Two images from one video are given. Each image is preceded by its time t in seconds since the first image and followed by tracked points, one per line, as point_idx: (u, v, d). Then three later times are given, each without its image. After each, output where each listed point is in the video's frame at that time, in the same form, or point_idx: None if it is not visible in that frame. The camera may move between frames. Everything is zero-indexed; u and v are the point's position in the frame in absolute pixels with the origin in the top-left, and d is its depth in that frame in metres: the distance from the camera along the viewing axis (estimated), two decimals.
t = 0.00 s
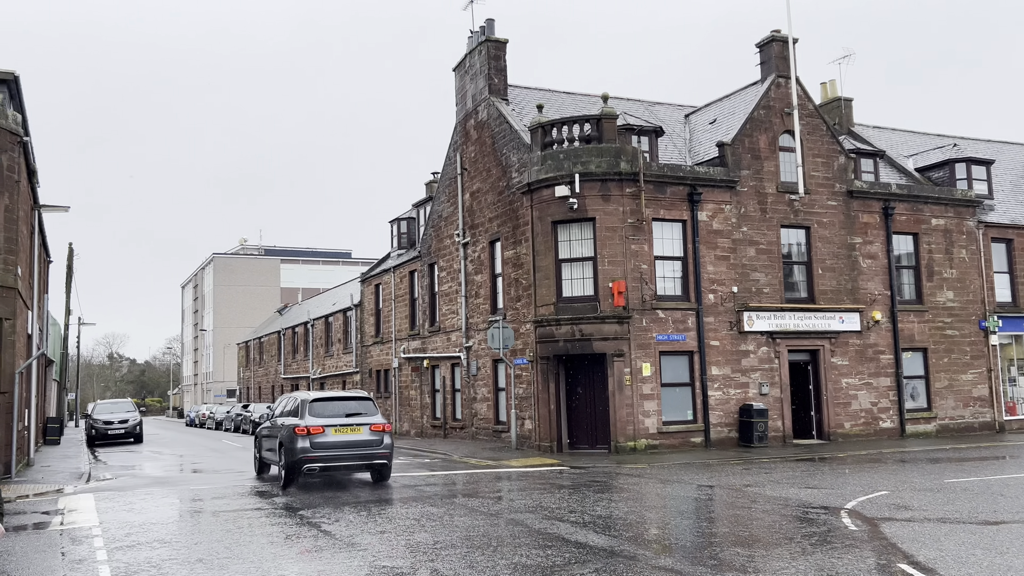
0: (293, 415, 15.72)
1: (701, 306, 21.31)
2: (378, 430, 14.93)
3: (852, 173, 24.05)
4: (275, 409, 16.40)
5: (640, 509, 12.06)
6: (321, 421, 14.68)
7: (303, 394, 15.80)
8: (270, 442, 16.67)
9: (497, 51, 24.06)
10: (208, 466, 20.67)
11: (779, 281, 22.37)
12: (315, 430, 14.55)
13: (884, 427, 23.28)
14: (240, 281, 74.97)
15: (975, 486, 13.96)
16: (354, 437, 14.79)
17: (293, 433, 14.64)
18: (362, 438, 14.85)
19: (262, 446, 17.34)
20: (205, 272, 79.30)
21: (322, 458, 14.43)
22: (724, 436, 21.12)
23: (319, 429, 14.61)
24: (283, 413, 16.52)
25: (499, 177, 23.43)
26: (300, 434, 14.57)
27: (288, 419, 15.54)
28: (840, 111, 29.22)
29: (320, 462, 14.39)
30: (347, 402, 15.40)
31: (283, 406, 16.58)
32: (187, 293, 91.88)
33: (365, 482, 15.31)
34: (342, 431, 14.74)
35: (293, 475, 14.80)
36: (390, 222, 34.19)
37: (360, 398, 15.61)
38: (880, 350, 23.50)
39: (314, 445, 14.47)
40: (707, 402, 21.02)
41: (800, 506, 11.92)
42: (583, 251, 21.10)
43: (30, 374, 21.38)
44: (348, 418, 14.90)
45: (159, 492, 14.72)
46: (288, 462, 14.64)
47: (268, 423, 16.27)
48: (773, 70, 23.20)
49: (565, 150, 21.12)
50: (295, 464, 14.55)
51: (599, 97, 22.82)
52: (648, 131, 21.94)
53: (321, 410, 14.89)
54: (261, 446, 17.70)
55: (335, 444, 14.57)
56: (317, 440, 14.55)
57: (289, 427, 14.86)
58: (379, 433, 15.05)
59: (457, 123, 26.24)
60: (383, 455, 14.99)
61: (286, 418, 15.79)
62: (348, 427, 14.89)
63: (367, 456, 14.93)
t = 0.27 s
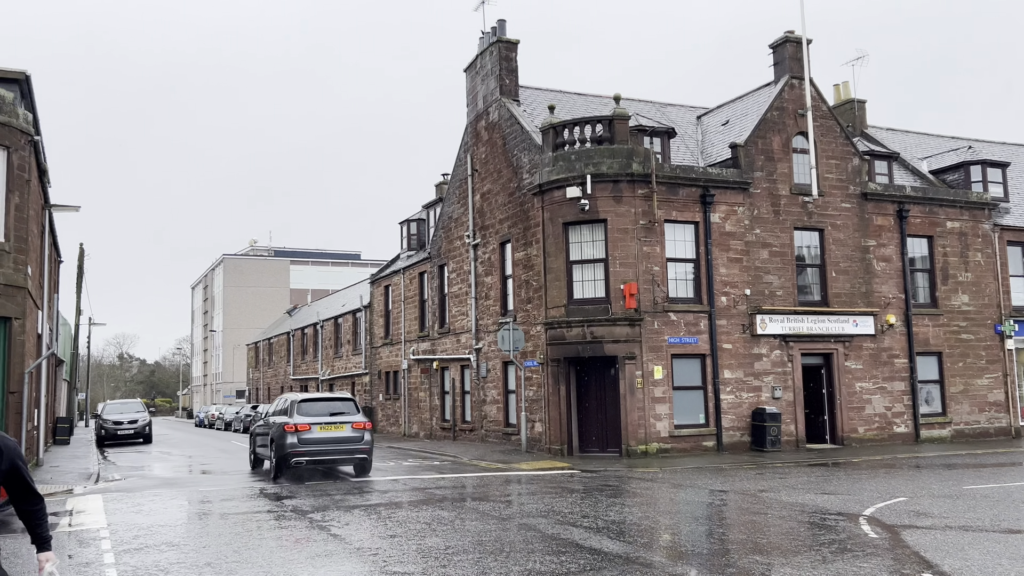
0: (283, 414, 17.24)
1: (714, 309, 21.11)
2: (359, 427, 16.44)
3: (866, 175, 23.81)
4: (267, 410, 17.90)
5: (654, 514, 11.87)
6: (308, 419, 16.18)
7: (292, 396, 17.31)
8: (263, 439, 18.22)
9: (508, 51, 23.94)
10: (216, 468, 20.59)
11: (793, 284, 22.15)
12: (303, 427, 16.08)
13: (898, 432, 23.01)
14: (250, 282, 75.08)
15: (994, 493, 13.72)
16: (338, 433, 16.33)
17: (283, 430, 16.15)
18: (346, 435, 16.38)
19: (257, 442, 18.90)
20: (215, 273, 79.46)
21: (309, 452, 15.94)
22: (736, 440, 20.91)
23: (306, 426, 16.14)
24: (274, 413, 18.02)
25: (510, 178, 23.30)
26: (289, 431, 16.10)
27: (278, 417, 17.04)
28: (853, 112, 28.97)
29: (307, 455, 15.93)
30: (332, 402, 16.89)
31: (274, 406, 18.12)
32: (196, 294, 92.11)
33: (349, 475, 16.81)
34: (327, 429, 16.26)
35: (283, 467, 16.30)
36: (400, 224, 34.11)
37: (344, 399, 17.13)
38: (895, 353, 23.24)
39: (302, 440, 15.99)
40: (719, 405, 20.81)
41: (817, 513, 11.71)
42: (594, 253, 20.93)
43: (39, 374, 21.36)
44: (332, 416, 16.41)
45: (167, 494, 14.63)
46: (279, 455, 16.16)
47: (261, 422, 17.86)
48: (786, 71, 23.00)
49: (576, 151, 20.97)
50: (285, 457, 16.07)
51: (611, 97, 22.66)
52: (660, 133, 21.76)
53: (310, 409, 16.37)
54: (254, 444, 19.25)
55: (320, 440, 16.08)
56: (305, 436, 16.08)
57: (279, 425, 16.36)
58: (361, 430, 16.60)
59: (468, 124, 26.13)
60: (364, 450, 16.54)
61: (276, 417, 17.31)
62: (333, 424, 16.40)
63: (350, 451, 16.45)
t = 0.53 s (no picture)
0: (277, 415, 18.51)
1: (728, 312, 20.86)
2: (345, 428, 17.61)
3: (883, 177, 23.51)
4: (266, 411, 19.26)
5: (669, 522, 11.66)
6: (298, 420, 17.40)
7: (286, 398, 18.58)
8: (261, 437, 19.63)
9: (521, 52, 23.77)
10: (226, 470, 20.48)
11: (808, 287, 21.87)
12: (293, 427, 17.32)
13: (915, 438, 22.69)
14: (260, 284, 75.16)
15: (1017, 502, 13.43)
16: (325, 434, 17.50)
17: (275, 429, 17.40)
18: (333, 435, 17.57)
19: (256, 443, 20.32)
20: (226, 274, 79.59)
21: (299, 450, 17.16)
22: (750, 445, 20.65)
23: (296, 426, 17.36)
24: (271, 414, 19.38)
25: (522, 180, 23.12)
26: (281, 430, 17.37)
27: (273, 418, 18.33)
28: (868, 114, 28.67)
29: (297, 453, 17.13)
30: (322, 404, 18.06)
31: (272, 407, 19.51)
32: (207, 295, 92.33)
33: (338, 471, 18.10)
34: (316, 429, 17.44)
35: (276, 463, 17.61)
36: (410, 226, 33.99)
37: (333, 401, 18.35)
38: (911, 358, 22.93)
39: (292, 439, 17.24)
40: (733, 410, 20.56)
41: (836, 521, 11.45)
42: (607, 255, 20.72)
43: (50, 375, 21.30)
44: (320, 417, 17.58)
45: (177, 498, 14.50)
46: (272, 452, 17.45)
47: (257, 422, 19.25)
48: (802, 72, 22.74)
49: (589, 152, 20.75)
50: (277, 454, 17.32)
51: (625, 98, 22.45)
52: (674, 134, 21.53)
53: (299, 410, 17.62)
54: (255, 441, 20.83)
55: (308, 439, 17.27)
56: (296, 435, 17.32)
57: (272, 425, 17.62)
58: (347, 430, 17.78)
59: (479, 125, 25.97)
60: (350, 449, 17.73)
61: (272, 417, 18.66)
62: (321, 425, 17.59)
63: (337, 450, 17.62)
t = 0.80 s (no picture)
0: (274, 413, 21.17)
1: (742, 313, 20.68)
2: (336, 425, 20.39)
3: (899, 177, 23.27)
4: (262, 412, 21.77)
5: (686, 526, 11.50)
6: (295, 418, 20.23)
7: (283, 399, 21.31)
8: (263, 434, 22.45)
9: (533, 51, 23.63)
10: (237, 470, 20.42)
11: (823, 288, 21.66)
12: (291, 424, 20.15)
13: (931, 440, 22.45)
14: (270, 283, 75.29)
15: None
16: (319, 430, 20.29)
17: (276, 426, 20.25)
18: (327, 431, 20.34)
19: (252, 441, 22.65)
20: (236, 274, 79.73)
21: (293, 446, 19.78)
22: (764, 448, 20.46)
23: (294, 424, 20.23)
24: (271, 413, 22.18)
25: (534, 179, 22.98)
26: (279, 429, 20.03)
27: (270, 417, 21.04)
28: (883, 114, 28.42)
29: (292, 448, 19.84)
30: (317, 404, 20.88)
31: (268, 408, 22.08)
32: (217, 294, 92.52)
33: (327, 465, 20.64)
34: (310, 426, 20.26)
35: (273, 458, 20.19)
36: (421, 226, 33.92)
37: (325, 402, 21.05)
38: (927, 360, 22.68)
39: (289, 435, 19.98)
40: (747, 412, 20.37)
41: (856, 526, 11.27)
42: (620, 256, 20.56)
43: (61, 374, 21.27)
44: (315, 416, 20.44)
45: (188, 498, 14.41)
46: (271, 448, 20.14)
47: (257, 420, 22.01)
48: (817, 71, 22.53)
49: (603, 151, 20.60)
50: (277, 447, 20.15)
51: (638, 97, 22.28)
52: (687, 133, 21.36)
53: (297, 409, 20.49)
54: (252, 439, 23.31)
55: (304, 434, 20.14)
56: (293, 433, 20.04)
57: (272, 423, 20.36)
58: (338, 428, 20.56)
59: (491, 125, 25.84)
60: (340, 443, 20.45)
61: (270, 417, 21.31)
62: (315, 423, 20.38)
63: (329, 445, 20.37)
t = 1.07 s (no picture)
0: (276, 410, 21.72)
1: (759, 312, 20.53)
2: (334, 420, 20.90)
3: (917, 176, 23.05)
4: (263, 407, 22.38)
5: (706, 526, 11.38)
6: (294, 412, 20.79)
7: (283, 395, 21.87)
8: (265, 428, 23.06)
9: (548, 47, 23.52)
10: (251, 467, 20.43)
11: (841, 287, 21.48)
12: (289, 419, 20.72)
13: (949, 441, 22.24)
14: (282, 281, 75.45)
15: None
16: (317, 424, 20.83)
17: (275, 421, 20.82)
18: (325, 425, 20.88)
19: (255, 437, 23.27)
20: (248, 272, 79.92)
21: (292, 439, 20.38)
22: (781, 448, 20.32)
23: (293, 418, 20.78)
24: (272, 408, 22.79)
25: (549, 177, 22.89)
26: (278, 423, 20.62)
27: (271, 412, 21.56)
28: (901, 111, 28.18)
29: (292, 441, 20.42)
30: (315, 398, 21.41)
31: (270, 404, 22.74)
32: (229, 292, 92.77)
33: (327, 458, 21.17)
34: (309, 420, 20.80)
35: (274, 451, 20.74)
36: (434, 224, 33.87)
37: (324, 398, 21.58)
38: (946, 360, 22.47)
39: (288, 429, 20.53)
40: (764, 411, 20.23)
41: (879, 528, 11.13)
42: (636, 254, 20.44)
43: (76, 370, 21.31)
44: (313, 410, 20.97)
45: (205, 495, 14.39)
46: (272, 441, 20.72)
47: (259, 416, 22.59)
48: (835, 68, 22.34)
49: (619, 149, 20.49)
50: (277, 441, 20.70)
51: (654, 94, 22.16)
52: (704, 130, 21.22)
53: (295, 405, 20.92)
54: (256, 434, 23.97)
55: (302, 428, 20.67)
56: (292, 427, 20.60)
57: (272, 418, 20.94)
58: (336, 421, 21.10)
59: (505, 122, 25.77)
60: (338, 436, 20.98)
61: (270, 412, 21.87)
62: (313, 417, 20.93)
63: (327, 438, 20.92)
